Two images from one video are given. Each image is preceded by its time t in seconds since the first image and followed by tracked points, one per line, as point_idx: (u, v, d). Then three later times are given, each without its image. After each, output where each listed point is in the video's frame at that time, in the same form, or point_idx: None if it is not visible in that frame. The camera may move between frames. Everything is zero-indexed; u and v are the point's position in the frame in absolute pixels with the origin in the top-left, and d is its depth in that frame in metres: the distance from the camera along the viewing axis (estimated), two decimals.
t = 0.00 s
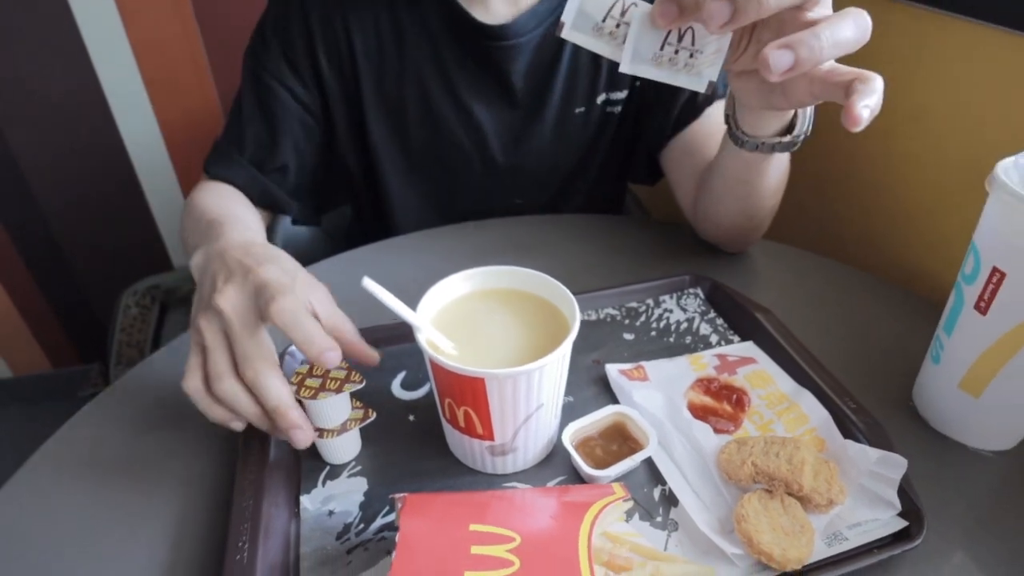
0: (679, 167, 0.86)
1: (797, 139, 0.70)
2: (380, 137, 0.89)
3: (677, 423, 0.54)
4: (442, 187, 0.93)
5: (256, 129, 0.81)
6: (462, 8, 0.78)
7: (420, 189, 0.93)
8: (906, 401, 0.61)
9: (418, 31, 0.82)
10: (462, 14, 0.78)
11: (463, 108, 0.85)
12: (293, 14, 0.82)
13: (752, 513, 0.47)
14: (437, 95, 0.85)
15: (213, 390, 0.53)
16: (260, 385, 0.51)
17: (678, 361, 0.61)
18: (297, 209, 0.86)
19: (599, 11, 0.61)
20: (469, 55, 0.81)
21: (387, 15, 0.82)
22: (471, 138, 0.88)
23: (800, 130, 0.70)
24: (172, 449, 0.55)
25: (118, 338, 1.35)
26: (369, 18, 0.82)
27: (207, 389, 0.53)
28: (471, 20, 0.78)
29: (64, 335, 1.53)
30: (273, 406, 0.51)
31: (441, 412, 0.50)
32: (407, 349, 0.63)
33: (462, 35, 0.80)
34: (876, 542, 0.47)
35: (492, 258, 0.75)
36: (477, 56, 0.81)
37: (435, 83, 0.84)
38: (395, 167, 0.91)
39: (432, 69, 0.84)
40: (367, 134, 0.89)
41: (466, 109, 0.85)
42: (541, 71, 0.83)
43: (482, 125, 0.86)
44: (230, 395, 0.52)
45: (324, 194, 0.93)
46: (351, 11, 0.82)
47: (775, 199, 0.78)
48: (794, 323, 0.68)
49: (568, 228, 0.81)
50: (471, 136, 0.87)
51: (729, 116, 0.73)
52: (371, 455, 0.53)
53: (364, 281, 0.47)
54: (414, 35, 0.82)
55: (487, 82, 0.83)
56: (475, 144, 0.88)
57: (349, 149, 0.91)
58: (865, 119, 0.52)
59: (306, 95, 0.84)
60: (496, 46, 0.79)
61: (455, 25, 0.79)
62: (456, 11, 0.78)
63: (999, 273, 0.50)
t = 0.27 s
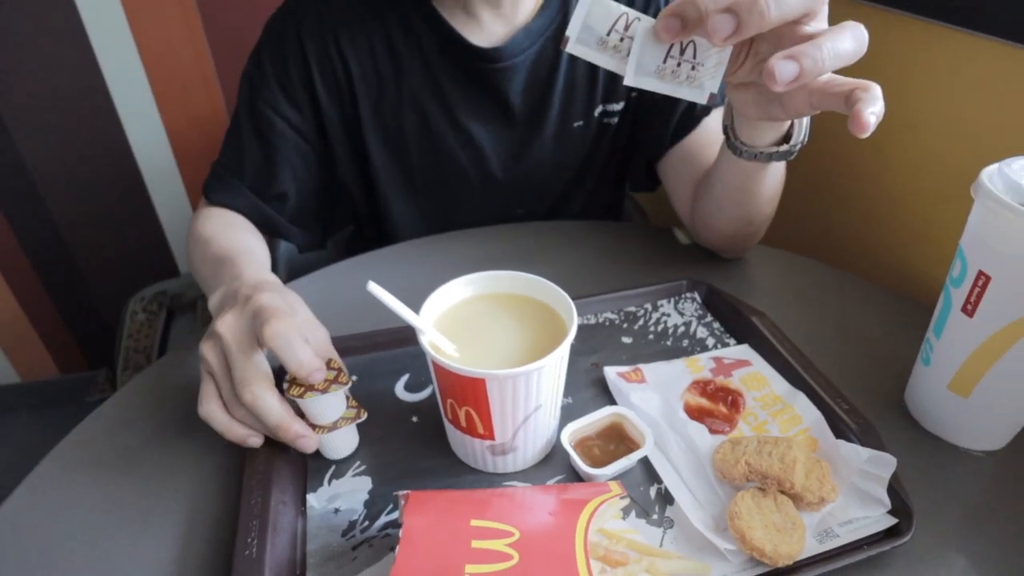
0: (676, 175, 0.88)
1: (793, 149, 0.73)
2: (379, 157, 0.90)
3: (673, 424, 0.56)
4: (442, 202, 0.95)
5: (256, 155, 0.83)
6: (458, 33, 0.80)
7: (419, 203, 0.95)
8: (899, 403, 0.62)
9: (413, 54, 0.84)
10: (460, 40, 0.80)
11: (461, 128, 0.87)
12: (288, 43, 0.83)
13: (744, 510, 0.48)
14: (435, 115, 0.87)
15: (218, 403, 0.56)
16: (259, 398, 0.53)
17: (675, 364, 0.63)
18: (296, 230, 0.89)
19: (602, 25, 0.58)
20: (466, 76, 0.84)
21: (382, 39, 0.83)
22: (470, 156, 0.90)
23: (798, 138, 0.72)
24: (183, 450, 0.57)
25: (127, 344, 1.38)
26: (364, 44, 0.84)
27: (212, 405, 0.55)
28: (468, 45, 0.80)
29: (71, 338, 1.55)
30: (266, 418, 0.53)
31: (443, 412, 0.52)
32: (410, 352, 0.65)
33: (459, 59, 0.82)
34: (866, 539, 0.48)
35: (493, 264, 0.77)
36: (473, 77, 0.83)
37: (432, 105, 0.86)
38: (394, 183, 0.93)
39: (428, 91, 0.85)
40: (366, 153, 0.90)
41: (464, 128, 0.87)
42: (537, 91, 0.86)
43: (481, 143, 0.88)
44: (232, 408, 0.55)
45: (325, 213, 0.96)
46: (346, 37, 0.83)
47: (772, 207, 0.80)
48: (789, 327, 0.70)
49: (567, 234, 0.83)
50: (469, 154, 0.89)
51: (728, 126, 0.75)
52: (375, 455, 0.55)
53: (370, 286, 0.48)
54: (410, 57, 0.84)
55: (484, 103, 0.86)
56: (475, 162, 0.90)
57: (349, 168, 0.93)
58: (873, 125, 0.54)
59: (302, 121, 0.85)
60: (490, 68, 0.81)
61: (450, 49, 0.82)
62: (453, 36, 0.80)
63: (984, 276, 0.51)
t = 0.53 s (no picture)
0: (666, 193, 0.91)
1: (763, 168, 0.78)
2: (373, 183, 0.94)
3: (662, 437, 0.57)
4: (439, 223, 0.98)
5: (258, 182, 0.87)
6: (451, 71, 0.86)
7: (412, 229, 0.98)
8: (885, 417, 0.64)
9: (406, 86, 0.89)
10: (453, 77, 0.86)
11: (454, 156, 0.92)
12: (280, 76, 0.88)
13: (729, 521, 0.49)
14: (428, 143, 0.91)
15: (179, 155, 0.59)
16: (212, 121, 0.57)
17: (665, 379, 0.64)
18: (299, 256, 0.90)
19: (554, 43, 0.62)
20: (458, 107, 0.89)
21: (376, 71, 0.89)
22: (463, 182, 0.94)
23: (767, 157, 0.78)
24: (184, 463, 0.58)
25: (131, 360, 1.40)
26: (357, 76, 0.88)
27: (175, 158, 0.60)
28: (459, 82, 0.86)
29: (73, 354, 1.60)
30: (213, 149, 0.54)
31: (437, 426, 0.53)
32: (406, 368, 0.66)
33: (452, 91, 0.87)
34: (848, 550, 0.49)
35: (488, 281, 0.79)
36: (465, 107, 0.88)
37: (426, 134, 0.91)
38: (388, 209, 0.96)
39: (421, 120, 0.90)
40: (360, 180, 0.94)
41: (457, 156, 0.92)
42: (526, 120, 0.91)
43: (473, 168, 0.93)
44: (188, 151, 0.58)
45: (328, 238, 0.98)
46: (339, 70, 0.88)
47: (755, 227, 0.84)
48: (777, 342, 0.72)
49: (560, 252, 0.85)
50: (462, 180, 0.94)
51: (700, 151, 0.82)
52: (372, 468, 0.56)
53: (366, 303, 0.50)
54: (405, 88, 0.89)
55: (476, 132, 0.91)
56: (468, 189, 0.94)
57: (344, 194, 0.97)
58: (821, 101, 0.61)
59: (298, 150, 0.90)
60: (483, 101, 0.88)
61: (442, 82, 0.87)
62: (446, 73, 0.86)
63: (961, 292, 0.52)
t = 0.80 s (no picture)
0: (661, 202, 0.96)
1: (754, 189, 0.80)
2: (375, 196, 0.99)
3: (649, 437, 0.59)
4: (437, 234, 1.03)
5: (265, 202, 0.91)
6: (448, 91, 0.90)
7: (409, 237, 1.03)
8: (868, 417, 0.65)
9: (402, 104, 0.93)
10: (451, 96, 0.90)
11: (449, 170, 0.96)
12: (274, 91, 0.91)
13: (712, 517, 0.51)
14: (424, 158, 0.96)
15: (238, 150, 0.66)
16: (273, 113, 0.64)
17: (654, 381, 0.66)
18: (314, 266, 0.96)
19: (558, 89, 0.63)
20: (453, 124, 0.93)
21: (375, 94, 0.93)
22: (459, 195, 0.99)
23: (758, 179, 0.80)
24: (186, 463, 0.60)
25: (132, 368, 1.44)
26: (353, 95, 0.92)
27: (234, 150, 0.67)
28: (456, 100, 0.90)
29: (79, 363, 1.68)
30: (270, 136, 0.60)
31: (430, 425, 0.55)
32: (402, 371, 0.69)
33: (447, 109, 0.91)
34: (828, 544, 0.51)
35: (482, 287, 0.81)
36: (459, 125, 0.93)
37: (423, 153, 0.96)
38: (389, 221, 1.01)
39: (417, 137, 0.95)
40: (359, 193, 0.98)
41: (453, 170, 0.97)
42: (521, 137, 0.96)
43: (469, 183, 0.98)
44: (247, 145, 0.64)
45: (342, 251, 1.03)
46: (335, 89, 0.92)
47: (743, 239, 0.86)
48: (763, 345, 0.73)
49: (552, 260, 0.88)
50: (458, 193, 0.99)
51: (691, 175, 0.85)
52: (368, 467, 0.58)
53: (362, 307, 0.52)
54: (400, 106, 0.93)
55: (470, 147, 0.95)
56: (464, 202, 1.00)
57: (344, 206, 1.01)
58: (842, 107, 0.61)
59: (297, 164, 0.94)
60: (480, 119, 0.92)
61: (438, 101, 0.91)
62: (443, 92, 0.90)
63: (935, 295, 0.54)
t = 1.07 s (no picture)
0: (652, 218, 1.00)
1: (741, 204, 0.84)
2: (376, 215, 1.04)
3: (635, 439, 0.62)
4: (434, 250, 1.08)
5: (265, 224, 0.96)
6: (444, 116, 0.95)
7: (407, 255, 1.08)
8: (847, 420, 0.68)
9: (400, 130, 0.99)
10: (446, 121, 0.95)
11: (444, 190, 1.01)
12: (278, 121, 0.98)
13: (693, 514, 0.54)
14: (421, 181, 1.01)
15: (240, 202, 0.69)
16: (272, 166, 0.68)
17: (642, 388, 0.69)
18: (310, 285, 1.00)
19: (559, 120, 0.68)
20: (448, 147, 0.98)
21: (370, 122, 0.99)
22: (455, 214, 1.04)
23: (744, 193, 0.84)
24: (195, 468, 0.64)
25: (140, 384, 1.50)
26: (352, 123, 0.98)
27: (236, 200, 0.70)
28: (450, 124, 0.95)
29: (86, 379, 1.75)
30: (270, 188, 0.64)
31: (426, 429, 0.58)
32: (401, 379, 0.72)
33: (443, 133, 0.96)
34: (805, 539, 0.53)
35: (478, 298, 0.85)
36: (454, 147, 0.98)
37: (417, 175, 1.01)
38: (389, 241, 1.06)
39: (414, 161, 1.00)
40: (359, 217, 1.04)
41: (450, 190, 1.01)
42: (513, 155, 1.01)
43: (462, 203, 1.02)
44: (248, 194, 0.68)
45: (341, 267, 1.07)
46: (336, 117, 0.98)
47: (728, 252, 0.89)
48: (747, 352, 0.76)
49: (545, 272, 0.91)
50: (454, 212, 1.03)
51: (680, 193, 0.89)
52: (367, 470, 0.61)
53: (361, 317, 0.55)
54: (399, 131, 0.99)
55: (466, 168, 1.00)
56: (461, 220, 1.04)
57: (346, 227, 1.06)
58: (826, 127, 0.65)
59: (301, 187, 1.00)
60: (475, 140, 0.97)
61: (433, 125, 0.96)
62: (438, 117, 0.95)
63: (903, 302, 0.57)
